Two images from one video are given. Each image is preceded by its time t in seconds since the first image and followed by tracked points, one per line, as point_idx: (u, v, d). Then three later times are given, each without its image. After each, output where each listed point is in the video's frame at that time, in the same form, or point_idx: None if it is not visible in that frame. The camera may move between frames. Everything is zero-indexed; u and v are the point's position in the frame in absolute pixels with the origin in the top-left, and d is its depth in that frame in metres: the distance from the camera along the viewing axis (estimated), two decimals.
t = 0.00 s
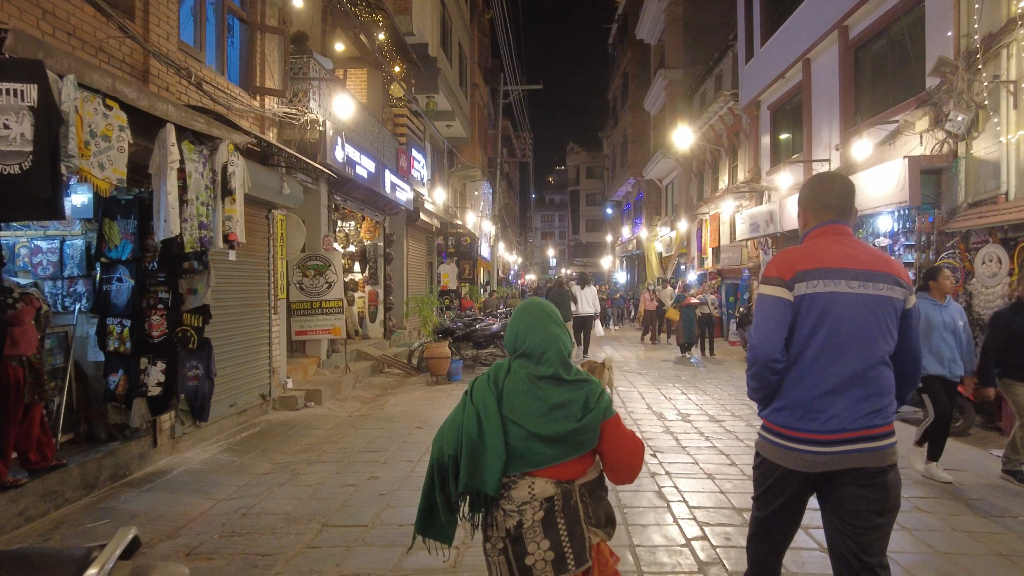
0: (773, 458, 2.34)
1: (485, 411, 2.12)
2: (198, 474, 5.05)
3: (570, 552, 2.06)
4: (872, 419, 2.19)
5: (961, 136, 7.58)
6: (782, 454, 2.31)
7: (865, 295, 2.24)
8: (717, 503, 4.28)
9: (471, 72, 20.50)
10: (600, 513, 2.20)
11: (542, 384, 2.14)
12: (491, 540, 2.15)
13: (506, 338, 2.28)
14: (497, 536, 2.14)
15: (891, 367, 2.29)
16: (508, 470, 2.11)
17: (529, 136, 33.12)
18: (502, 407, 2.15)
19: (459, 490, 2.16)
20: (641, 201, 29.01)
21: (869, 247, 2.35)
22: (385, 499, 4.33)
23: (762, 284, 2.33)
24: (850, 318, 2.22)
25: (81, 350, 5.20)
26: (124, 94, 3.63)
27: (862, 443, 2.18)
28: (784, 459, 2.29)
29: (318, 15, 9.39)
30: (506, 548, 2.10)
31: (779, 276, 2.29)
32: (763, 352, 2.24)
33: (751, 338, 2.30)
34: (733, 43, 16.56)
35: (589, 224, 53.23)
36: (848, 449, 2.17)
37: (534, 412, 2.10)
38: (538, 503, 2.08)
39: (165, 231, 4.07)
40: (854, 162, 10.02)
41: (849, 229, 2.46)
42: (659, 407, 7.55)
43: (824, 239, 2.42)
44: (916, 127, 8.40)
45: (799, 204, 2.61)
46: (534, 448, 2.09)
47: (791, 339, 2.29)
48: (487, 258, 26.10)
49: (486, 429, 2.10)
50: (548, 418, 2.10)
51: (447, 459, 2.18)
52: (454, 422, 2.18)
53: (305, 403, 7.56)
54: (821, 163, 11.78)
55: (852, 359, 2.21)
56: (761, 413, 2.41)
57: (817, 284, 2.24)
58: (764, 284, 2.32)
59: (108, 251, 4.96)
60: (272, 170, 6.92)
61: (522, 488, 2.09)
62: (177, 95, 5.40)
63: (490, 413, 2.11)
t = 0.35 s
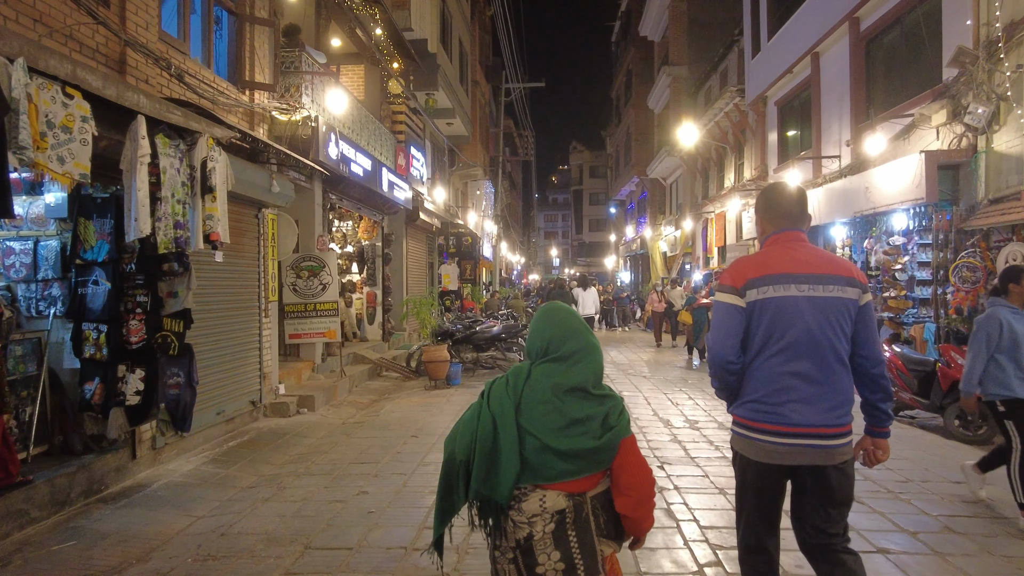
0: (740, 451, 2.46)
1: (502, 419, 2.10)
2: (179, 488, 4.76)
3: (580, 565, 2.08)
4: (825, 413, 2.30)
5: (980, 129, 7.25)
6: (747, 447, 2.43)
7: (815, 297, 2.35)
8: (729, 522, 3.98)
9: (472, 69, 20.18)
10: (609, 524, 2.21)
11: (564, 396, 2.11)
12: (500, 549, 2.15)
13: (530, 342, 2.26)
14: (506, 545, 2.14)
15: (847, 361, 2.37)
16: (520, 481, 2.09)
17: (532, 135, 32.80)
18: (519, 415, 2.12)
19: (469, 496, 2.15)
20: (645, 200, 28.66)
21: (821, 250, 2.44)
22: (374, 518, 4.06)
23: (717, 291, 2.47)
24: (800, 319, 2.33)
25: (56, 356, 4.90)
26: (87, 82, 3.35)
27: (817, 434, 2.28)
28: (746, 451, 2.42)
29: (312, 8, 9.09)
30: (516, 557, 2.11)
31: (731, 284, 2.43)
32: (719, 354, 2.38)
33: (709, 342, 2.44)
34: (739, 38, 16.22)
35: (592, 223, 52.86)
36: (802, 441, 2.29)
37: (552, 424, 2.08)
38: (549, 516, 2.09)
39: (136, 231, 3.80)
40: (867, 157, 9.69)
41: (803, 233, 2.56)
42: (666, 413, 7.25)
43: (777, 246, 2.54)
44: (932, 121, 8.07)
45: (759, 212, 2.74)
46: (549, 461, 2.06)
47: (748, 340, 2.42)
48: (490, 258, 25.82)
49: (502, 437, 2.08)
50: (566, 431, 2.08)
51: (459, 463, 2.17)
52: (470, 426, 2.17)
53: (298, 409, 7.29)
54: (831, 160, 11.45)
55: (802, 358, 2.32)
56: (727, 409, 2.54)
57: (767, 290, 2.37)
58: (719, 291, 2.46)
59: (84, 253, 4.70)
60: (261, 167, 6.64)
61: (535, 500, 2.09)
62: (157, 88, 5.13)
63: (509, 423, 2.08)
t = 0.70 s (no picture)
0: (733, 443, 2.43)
1: (515, 416, 1.93)
2: (169, 497, 4.52)
3: (599, 569, 1.91)
4: (815, 405, 2.27)
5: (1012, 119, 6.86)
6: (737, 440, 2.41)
7: (807, 291, 2.33)
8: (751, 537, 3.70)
9: (479, 67, 19.95)
10: (631, 527, 2.02)
11: (580, 392, 1.95)
12: (515, 551, 2.00)
13: (542, 336, 2.10)
14: (521, 548, 1.99)
15: (842, 354, 2.34)
16: (536, 482, 1.93)
17: (539, 133, 32.53)
18: (533, 412, 1.96)
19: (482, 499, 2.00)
20: (654, 199, 28.36)
21: (814, 245, 2.43)
22: (372, 531, 3.81)
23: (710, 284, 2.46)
24: (792, 312, 2.31)
25: (43, 359, 4.70)
26: (63, 66, 3.13)
27: (810, 426, 2.26)
28: (739, 442, 2.38)
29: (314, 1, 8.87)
30: (532, 560, 1.97)
31: (724, 277, 2.41)
32: (712, 345, 2.36)
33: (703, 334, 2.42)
34: (750, 33, 15.90)
35: (600, 223, 52.51)
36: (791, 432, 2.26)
37: (567, 421, 1.92)
38: (565, 517, 1.93)
39: (120, 225, 3.60)
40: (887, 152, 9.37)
41: (798, 229, 2.55)
42: (680, 417, 6.97)
43: (772, 241, 2.52)
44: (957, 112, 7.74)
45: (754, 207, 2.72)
46: (564, 460, 1.91)
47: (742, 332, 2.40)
48: (497, 258, 25.58)
49: (515, 435, 1.92)
50: (582, 429, 1.92)
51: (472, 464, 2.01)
52: (480, 422, 2.01)
53: (298, 412, 7.05)
54: (847, 156, 11.12)
55: (795, 349, 2.30)
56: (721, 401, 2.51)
57: (759, 283, 2.35)
58: (712, 284, 2.45)
59: (70, 250, 4.48)
60: (259, 162, 6.41)
61: (549, 500, 1.93)
62: (148, 78, 4.91)
63: (521, 420, 1.92)
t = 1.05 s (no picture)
0: (747, 434, 2.59)
1: (521, 426, 1.80)
2: (164, 510, 4.29)
3: None
4: (829, 401, 2.45)
5: None
6: (754, 432, 2.55)
7: (827, 295, 2.48)
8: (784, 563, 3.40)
9: (489, 64, 19.69)
10: (642, 533, 1.93)
11: (587, 398, 1.81)
12: (526, 562, 1.88)
13: (542, 340, 1.96)
14: (532, 559, 1.87)
15: (850, 353, 2.53)
16: (547, 491, 1.81)
17: (549, 132, 32.21)
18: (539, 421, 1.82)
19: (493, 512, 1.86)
20: (666, 198, 27.99)
21: (831, 253, 2.59)
22: (376, 552, 3.55)
23: (736, 285, 2.57)
24: (813, 315, 2.46)
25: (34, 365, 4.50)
26: (43, 52, 2.91)
27: (821, 419, 2.44)
28: (756, 434, 2.53)
29: None
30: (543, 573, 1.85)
31: (751, 278, 2.52)
32: (738, 343, 2.48)
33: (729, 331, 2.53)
34: (767, 29, 15.53)
35: (610, 223, 52.10)
36: (809, 425, 2.43)
37: (574, 427, 1.79)
38: (577, 527, 1.81)
39: (109, 225, 3.38)
40: (914, 149, 9.02)
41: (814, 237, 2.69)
42: (699, 426, 6.67)
43: (790, 246, 2.66)
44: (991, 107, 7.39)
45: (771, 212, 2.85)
46: (574, 468, 1.79)
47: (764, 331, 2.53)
48: (506, 258, 25.30)
49: (521, 445, 1.79)
50: (591, 436, 1.79)
51: (477, 477, 1.88)
52: (484, 431, 1.88)
53: (303, 418, 6.82)
54: (869, 154, 10.76)
55: (814, 348, 2.45)
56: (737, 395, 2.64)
57: (784, 286, 2.48)
58: (738, 285, 2.56)
59: (62, 250, 4.26)
60: (263, 159, 6.18)
61: (561, 511, 1.80)
62: (145, 70, 4.69)
63: (528, 429, 1.79)
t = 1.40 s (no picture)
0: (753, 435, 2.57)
1: (543, 428, 1.57)
2: (158, 520, 4.10)
3: None
4: (829, 396, 2.41)
5: None
6: (761, 431, 2.53)
7: (821, 295, 2.45)
8: None
9: (502, 62, 19.49)
10: (664, 543, 1.72)
11: (615, 399, 1.60)
12: (541, 569, 1.66)
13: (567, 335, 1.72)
14: (548, 565, 1.65)
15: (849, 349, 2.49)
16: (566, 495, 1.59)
17: (563, 132, 31.98)
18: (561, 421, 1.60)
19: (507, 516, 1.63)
20: (682, 197, 27.59)
21: (826, 253, 2.56)
22: (377, 569, 3.32)
23: (732, 291, 2.57)
24: (806, 313, 2.44)
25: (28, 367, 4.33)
26: (17, 32, 2.71)
27: (821, 414, 2.39)
28: (759, 432, 2.52)
29: None
30: None
31: (746, 283, 2.52)
32: (734, 346, 2.50)
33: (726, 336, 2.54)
34: (786, 23, 15.16)
35: (625, 223, 51.68)
36: (806, 419, 2.40)
37: (598, 429, 1.58)
38: (599, 531, 1.59)
39: (92, 219, 3.18)
40: (946, 142, 8.63)
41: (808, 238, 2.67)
42: (721, 431, 6.36)
43: (784, 250, 2.65)
44: None
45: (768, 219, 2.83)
46: (597, 471, 1.58)
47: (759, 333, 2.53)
48: (520, 258, 25.09)
49: (542, 443, 1.56)
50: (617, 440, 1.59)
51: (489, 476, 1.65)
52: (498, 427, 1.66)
53: (309, 421, 6.63)
54: (896, 148, 10.37)
55: (808, 346, 2.43)
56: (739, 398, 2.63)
57: (778, 287, 2.47)
58: (734, 290, 2.56)
59: (54, 247, 4.08)
60: (267, 154, 5.99)
61: (583, 516, 1.58)
62: (141, 60, 4.50)
63: (550, 429, 1.56)
